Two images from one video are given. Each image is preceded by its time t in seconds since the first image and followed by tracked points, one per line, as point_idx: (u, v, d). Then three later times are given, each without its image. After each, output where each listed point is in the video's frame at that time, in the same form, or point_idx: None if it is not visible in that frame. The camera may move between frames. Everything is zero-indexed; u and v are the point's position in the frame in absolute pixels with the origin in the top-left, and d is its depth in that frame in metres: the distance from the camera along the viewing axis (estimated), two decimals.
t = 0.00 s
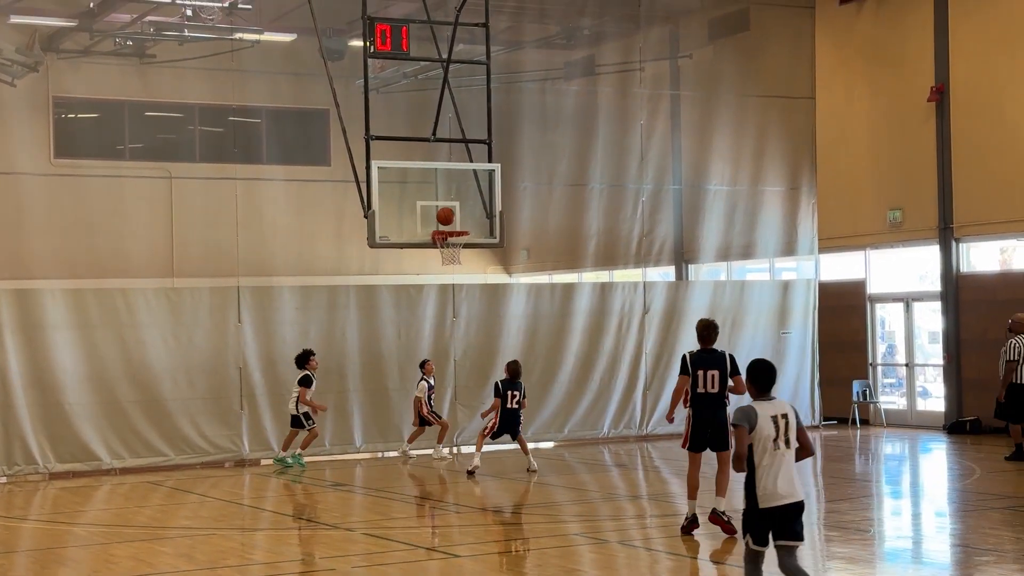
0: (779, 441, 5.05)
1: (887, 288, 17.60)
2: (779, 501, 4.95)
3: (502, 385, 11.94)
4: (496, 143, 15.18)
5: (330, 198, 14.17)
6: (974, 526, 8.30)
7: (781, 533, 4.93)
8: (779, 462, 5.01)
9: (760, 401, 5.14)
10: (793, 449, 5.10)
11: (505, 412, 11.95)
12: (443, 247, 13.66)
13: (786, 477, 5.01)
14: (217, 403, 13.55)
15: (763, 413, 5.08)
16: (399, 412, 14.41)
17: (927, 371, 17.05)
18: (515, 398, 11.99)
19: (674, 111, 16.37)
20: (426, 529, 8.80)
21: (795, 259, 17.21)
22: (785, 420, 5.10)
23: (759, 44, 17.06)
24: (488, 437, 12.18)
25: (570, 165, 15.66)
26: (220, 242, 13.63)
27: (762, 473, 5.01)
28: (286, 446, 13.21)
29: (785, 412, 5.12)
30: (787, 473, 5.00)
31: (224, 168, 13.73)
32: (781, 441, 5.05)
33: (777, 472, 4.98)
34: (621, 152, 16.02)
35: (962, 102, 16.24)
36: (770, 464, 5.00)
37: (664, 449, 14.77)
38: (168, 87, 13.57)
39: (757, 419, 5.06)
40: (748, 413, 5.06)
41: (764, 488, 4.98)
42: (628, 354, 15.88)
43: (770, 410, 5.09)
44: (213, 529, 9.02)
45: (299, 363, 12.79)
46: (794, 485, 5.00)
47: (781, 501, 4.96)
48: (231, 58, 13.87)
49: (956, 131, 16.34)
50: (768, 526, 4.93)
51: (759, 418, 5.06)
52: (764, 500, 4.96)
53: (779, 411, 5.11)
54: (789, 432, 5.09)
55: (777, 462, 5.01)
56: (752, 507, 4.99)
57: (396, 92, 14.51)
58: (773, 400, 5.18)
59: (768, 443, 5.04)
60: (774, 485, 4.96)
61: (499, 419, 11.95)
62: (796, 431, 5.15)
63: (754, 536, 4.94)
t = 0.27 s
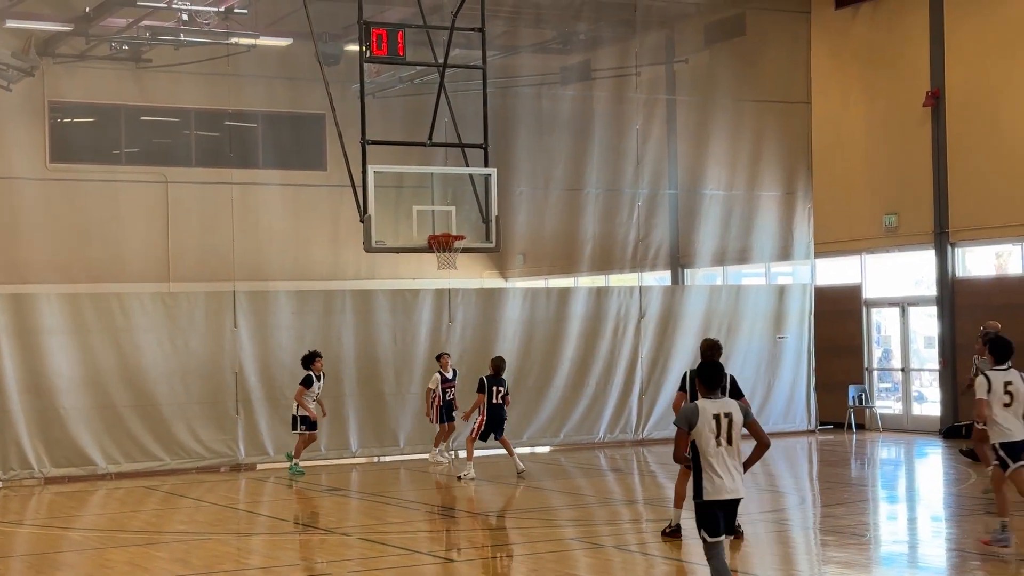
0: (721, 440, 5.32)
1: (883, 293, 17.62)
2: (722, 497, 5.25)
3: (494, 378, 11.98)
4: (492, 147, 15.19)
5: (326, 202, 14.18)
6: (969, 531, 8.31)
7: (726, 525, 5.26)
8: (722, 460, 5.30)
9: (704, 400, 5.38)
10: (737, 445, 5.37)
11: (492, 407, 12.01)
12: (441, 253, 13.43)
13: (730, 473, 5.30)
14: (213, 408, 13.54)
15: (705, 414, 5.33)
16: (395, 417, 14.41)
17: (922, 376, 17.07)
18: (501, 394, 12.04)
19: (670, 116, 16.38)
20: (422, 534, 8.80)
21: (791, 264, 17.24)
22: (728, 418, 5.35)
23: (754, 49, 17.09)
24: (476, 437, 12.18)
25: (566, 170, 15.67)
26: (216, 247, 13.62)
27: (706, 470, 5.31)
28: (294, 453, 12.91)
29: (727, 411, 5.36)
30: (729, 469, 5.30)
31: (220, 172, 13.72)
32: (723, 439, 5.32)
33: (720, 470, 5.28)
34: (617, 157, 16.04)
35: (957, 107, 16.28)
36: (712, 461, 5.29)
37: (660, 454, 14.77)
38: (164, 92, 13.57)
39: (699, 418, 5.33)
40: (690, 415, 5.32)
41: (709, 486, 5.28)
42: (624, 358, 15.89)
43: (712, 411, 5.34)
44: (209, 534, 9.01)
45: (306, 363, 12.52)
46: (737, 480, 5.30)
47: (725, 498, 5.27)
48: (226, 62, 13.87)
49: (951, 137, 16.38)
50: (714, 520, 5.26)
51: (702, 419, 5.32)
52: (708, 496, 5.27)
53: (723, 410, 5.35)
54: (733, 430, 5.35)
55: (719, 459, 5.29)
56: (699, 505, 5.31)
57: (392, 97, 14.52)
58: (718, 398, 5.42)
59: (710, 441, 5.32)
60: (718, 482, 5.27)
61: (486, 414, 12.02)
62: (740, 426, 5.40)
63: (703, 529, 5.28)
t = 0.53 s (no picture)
0: (676, 445, 5.65)
1: (878, 295, 17.64)
2: (674, 499, 5.60)
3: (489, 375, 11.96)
4: (487, 150, 15.19)
5: (321, 204, 14.17)
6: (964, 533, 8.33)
7: (679, 526, 5.61)
8: (677, 464, 5.63)
9: (661, 406, 5.72)
10: (690, 451, 5.71)
11: (487, 406, 12.03)
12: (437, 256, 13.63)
13: (682, 477, 5.64)
14: (207, 410, 13.53)
15: (662, 419, 5.66)
16: (390, 419, 14.40)
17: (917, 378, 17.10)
18: (496, 393, 12.05)
19: (665, 118, 16.40)
20: (417, 536, 8.80)
21: (786, 266, 17.25)
22: (684, 425, 5.70)
23: (749, 51, 17.11)
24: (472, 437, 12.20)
25: (561, 173, 15.68)
26: (211, 249, 13.61)
27: (661, 473, 5.63)
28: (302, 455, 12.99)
29: (683, 417, 5.71)
30: (681, 474, 5.63)
31: (215, 174, 13.71)
32: (678, 445, 5.65)
33: (672, 474, 5.61)
34: (612, 159, 16.05)
35: (952, 110, 16.32)
36: (666, 465, 5.61)
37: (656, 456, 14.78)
38: (159, 94, 13.55)
39: (656, 423, 5.65)
40: (649, 420, 5.64)
41: (660, 488, 5.63)
42: (619, 360, 15.89)
43: (669, 417, 5.68)
44: (204, 536, 9.00)
45: (314, 361, 12.74)
46: (688, 485, 5.65)
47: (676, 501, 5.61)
48: (221, 65, 13.86)
49: (946, 139, 16.41)
50: (667, 521, 5.59)
51: (659, 424, 5.65)
52: (661, 498, 5.61)
53: (679, 417, 5.70)
54: (687, 436, 5.69)
55: (674, 464, 5.63)
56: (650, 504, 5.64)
57: (387, 99, 14.52)
58: (675, 405, 5.77)
59: (667, 445, 5.64)
60: (669, 485, 5.61)
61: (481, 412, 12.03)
62: (694, 433, 5.74)
63: (655, 529, 5.61)
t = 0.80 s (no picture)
0: (631, 443, 5.73)
1: (871, 295, 17.67)
2: (629, 497, 5.70)
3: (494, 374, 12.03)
4: (481, 150, 15.19)
5: (314, 204, 14.16)
6: (957, 532, 8.35)
7: (633, 522, 5.72)
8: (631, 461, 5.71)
9: (616, 405, 5.80)
10: (646, 448, 5.78)
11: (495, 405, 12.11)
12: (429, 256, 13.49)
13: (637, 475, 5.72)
14: (201, 410, 13.52)
15: (616, 418, 5.75)
16: (383, 419, 14.39)
17: (911, 378, 17.12)
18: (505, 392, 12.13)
19: (659, 118, 16.42)
20: (410, 536, 8.80)
21: (779, 266, 17.27)
22: (638, 422, 5.77)
23: (743, 51, 17.14)
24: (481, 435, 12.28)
25: (554, 173, 15.69)
26: (204, 249, 13.60)
27: (616, 470, 5.72)
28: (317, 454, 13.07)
29: (638, 415, 5.79)
30: (637, 470, 5.71)
31: (208, 175, 13.70)
32: (632, 442, 5.73)
33: (625, 471, 5.70)
34: (605, 159, 16.07)
35: (945, 110, 16.35)
36: (619, 463, 5.70)
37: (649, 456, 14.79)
38: (152, 94, 13.54)
39: (611, 422, 5.74)
40: (603, 418, 5.73)
41: (616, 485, 5.72)
42: (612, 360, 15.90)
43: (623, 415, 5.76)
44: (197, 536, 8.99)
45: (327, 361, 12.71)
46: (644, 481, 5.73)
47: (630, 497, 5.71)
48: (214, 64, 13.84)
49: (939, 139, 16.45)
50: (623, 517, 5.71)
51: (613, 422, 5.74)
52: (616, 495, 5.71)
53: (633, 415, 5.78)
54: (642, 434, 5.77)
55: (628, 461, 5.70)
56: (605, 499, 5.77)
57: (381, 99, 14.51)
58: (631, 403, 5.84)
59: (621, 444, 5.72)
60: (623, 482, 5.70)
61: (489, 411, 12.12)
62: (649, 430, 5.83)
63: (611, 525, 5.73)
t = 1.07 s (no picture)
0: (591, 432, 6.02)
1: (861, 292, 17.72)
2: (590, 484, 5.97)
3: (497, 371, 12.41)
4: (472, 147, 15.19)
5: (305, 202, 14.14)
6: (947, 530, 8.39)
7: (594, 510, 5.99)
8: (591, 450, 6.00)
9: (577, 396, 6.08)
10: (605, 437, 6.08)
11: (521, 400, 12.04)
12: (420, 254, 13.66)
13: (596, 463, 6.02)
14: (191, 408, 13.49)
15: (578, 409, 6.02)
16: (374, 417, 14.39)
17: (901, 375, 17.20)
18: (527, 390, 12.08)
19: (650, 116, 16.44)
20: (401, 534, 8.80)
21: (770, 264, 17.31)
22: (598, 413, 6.06)
23: (733, 49, 17.16)
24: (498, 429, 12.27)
25: (545, 170, 15.70)
26: (195, 246, 13.57)
27: (578, 460, 6.00)
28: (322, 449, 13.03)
29: (598, 406, 6.08)
30: (596, 459, 6.00)
31: (199, 172, 13.67)
32: (592, 431, 6.02)
33: (587, 459, 5.99)
34: (596, 157, 16.08)
35: (936, 109, 16.41)
36: (581, 452, 5.98)
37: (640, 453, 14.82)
38: (143, 91, 13.50)
39: (572, 412, 6.02)
40: (564, 409, 6.00)
41: (578, 474, 5.98)
42: (603, 358, 15.91)
43: (584, 406, 6.03)
44: (188, 534, 8.98)
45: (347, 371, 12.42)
46: (603, 469, 6.03)
47: (591, 484, 5.99)
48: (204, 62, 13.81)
49: (929, 137, 16.51)
50: (584, 505, 5.97)
51: (574, 412, 6.01)
52: (578, 483, 5.98)
53: (594, 406, 6.07)
54: (602, 423, 6.06)
55: (588, 450, 5.99)
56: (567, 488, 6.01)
57: (372, 97, 14.50)
58: (591, 394, 6.12)
59: (582, 433, 6.01)
60: (585, 469, 5.98)
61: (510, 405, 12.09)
62: (609, 421, 6.11)
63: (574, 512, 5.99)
